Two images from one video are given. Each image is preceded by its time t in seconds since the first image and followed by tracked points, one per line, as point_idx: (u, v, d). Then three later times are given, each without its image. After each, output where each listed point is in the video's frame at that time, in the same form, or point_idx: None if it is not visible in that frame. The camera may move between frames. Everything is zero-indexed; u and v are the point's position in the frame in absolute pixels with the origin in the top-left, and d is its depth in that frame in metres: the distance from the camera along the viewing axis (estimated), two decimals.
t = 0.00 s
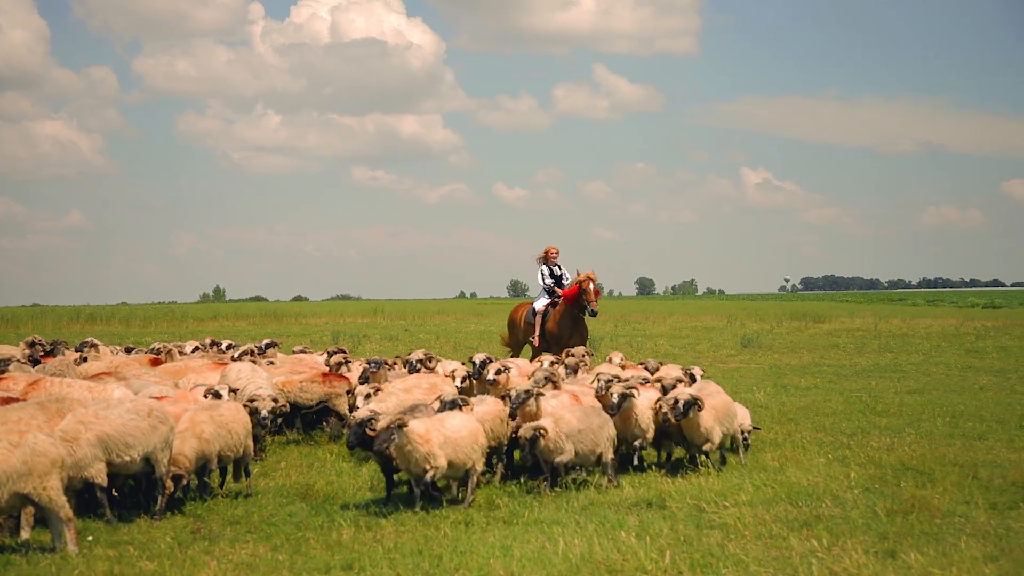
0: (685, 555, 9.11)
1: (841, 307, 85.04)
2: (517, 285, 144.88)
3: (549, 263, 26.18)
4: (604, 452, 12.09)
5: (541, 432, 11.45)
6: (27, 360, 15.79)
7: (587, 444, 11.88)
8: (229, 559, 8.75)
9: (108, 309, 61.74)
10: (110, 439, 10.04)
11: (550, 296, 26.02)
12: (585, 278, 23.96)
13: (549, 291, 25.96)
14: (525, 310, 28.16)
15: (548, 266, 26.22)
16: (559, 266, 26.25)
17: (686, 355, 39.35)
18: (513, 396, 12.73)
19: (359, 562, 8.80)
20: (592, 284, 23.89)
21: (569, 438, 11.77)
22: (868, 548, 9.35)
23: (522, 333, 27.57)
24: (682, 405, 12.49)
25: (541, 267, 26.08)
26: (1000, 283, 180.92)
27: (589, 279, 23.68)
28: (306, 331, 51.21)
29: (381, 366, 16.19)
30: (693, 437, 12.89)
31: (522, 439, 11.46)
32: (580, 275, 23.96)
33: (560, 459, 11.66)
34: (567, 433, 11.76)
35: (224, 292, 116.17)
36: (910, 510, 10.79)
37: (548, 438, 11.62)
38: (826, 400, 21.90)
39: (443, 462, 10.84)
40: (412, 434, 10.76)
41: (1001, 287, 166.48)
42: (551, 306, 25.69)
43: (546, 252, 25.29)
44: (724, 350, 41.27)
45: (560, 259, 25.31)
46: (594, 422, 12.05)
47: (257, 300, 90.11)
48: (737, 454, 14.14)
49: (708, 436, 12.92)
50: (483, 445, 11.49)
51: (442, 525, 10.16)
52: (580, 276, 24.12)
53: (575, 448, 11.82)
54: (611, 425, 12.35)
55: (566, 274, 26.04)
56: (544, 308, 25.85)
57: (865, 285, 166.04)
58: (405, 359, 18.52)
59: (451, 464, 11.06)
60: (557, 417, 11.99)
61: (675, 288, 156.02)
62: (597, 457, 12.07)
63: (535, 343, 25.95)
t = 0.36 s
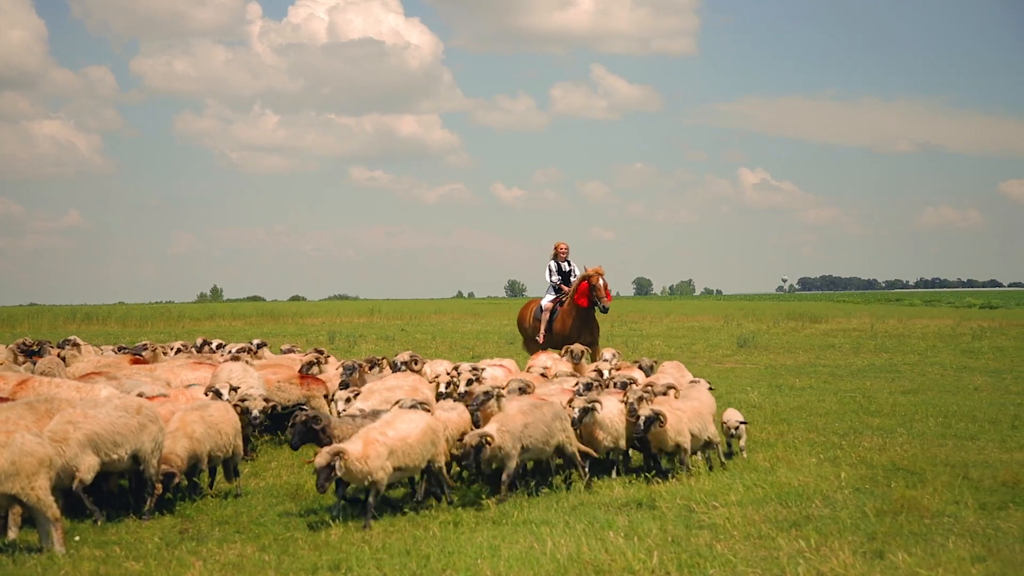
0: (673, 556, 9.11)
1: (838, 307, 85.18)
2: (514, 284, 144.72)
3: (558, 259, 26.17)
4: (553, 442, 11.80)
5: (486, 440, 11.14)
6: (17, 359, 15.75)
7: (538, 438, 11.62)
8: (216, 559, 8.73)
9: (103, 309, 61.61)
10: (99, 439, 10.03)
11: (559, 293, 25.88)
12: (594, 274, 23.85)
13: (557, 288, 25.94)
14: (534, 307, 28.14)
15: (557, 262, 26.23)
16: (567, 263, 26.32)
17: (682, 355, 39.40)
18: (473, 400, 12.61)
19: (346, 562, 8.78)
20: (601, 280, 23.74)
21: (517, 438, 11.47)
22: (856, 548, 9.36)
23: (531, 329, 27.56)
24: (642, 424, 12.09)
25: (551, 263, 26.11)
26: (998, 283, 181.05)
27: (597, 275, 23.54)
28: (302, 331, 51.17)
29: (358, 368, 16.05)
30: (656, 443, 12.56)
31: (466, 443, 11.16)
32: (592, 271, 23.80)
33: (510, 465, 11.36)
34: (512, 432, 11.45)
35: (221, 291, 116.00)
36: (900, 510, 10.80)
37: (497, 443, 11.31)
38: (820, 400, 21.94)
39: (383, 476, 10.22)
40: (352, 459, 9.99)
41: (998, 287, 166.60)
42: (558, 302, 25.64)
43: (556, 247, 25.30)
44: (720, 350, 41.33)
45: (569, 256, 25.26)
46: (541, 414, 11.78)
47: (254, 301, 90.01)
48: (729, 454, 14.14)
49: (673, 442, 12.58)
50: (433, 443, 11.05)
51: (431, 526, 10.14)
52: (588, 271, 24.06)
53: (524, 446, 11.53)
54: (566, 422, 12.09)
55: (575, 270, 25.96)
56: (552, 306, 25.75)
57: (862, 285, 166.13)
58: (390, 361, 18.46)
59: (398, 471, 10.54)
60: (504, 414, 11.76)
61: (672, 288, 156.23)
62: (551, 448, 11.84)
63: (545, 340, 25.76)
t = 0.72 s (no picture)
0: (660, 557, 9.10)
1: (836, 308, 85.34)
2: (512, 285, 144.75)
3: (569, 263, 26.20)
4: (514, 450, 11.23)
5: (429, 426, 10.64)
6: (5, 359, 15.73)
7: (489, 444, 11.07)
8: (202, 560, 8.72)
9: (100, 309, 61.62)
10: (93, 442, 10.06)
11: (570, 296, 25.85)
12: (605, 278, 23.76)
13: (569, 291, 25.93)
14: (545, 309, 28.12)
15: (567, 265, 26.25)
16: (577, 266, 26.33)
17: (678, 356, 39.49)
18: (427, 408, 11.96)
19: (333, 563, 8.77)
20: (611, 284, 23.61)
21: (467, 447, 10.97)
22: (844, 549, 9.38)
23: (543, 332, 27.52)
24: (596, 416, 11.69)
25: (560, 266, 26.15)
26: (995, 283, 181.29)
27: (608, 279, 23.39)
28: (299, 331, 51.23)
29: (333, 376, 15.32)
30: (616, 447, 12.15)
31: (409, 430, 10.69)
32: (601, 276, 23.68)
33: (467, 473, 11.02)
34: (464, 439, 10.97)
35: (219, 291, 115.85)
36: (888, 511, 10.81)
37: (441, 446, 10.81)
38: (814, 401, 21.98)
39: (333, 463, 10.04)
40: (286, 446, 9.81)
41: (995, 288, 166.88)
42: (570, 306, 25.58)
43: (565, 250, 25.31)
44: (716, 351, 41.43)
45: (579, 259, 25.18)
46: (497, 419, 11.22)
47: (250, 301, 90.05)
48: (721, 455, 14.15)
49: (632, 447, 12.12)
50: (377, 436, 10.69)
51: (420, 526, 10.12)
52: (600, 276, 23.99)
53: (473, 454, 11.00)
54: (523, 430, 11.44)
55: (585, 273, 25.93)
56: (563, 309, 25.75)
57: (860, 286, 166.37)
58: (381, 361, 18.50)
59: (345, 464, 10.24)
60: (456, 418, 11.22)
61: (671, 289, 156.40)
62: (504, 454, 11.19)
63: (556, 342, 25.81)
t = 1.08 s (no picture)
0: (647, 558, 9.09)
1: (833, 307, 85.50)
2: (509, 284, 144.75)
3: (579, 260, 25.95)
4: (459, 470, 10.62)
5: (367, 451, 10.04)
6: None
7: (431, 465, 10.44)
8: (189, 562, 8.70)
9: (97, 310, 61.75)
10: (89, 443, 10.07)
11: (581, 294, 25.61)
12: (610, 273, 23.55)
13: (579, 289, 25.72)
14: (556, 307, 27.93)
15: (577, 263, 25.99)
16: (588, 263, 26.03)
17: (674, 355, 39.55)
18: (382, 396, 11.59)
19: (320, 564, 8.74)
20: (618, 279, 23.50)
21: (405, 456, 10.35)
22: (832, 549, 9.39)
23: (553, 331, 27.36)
24: (546, 423, 11.16)
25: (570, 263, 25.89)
26: (993, 283, 181.48)
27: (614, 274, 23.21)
28: (296, 332, 51.34)
29: (311, 380, 14.66)
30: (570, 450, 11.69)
31: (345, 454, 10.11)
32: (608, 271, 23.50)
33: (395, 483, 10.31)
34: (403, 452, 10.34)
35: (217, 292, 115.81)
36: (877, 511, 10.81)
37: (381, 459, 10.27)
38: (807, 401, 22.01)
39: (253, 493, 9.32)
40: (200, 468, 9.18)
41: (993, 287, 167.03)
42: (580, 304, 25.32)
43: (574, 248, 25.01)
44: (712, 350, 41.50)
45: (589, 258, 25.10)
46: (445, 439, 10.54)
47: (248, 301, 90.17)
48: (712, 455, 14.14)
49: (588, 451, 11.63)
50: (319, 464, 9.82)
51: (408, 527, 10.10)
52: (606, 271, 23.75)
53: (413, 467, 10.42)
54: (473, 442, 10.82)
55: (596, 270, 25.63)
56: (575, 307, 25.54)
57: (858, 285, 166.54)
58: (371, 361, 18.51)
59: (270, 490, 9.50)
60: (399, 431, 10.55)
61: (669, 288, 156.51)
62: (448, 477, 10.61)
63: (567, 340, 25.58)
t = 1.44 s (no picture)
0: (632, 560, 9.09)
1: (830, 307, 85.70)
2: (508, 285, 144.63)
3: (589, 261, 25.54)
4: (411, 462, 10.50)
5: (305, 462, 9.77)
6: None
7: (381, 460, 10.30)
8: (173, 564, 8.72)
9: (95, 310, 61.94)
10: (81, 446, 10.11)
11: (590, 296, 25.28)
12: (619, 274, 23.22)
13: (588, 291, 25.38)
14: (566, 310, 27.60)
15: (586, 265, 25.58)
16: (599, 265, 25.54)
17: (669, 356, 39.62)
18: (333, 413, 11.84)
19: (305, 566, 8.75)
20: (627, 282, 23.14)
21: (353, 465, 10.22)
22: (817, 551, 9.42)
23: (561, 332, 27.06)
24: (496, 444, 11.11)
25: (580, 266, 25.45)
26: (991, 283, 181.66)
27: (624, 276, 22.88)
28: (292, 332, 51.50)
29: (286, 386, 14.33)
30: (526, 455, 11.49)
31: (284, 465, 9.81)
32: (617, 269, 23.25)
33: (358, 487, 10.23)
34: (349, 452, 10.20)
35: (215, 292, 115.76)
36: (864, 513, 10.83)
37: (327, 472, 10.09)
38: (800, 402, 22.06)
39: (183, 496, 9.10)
40: (127, 486, 8.85)
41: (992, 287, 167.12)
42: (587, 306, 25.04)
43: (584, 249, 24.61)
44: (708, 351, 41.58)
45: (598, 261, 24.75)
46: (390, 432, 10.43)
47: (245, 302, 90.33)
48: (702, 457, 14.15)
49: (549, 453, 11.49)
50: (251, 458, 9.67)
51: (395, 530, 10.09)
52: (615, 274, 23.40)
53: (365, 470, 10.29)
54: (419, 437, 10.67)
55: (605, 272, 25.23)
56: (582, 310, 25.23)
57: (856, 285, 166.75)
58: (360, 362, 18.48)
59: (202, 490, 9.28)
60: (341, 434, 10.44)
61: (666, 289, 156.81)
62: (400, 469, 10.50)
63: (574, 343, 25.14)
